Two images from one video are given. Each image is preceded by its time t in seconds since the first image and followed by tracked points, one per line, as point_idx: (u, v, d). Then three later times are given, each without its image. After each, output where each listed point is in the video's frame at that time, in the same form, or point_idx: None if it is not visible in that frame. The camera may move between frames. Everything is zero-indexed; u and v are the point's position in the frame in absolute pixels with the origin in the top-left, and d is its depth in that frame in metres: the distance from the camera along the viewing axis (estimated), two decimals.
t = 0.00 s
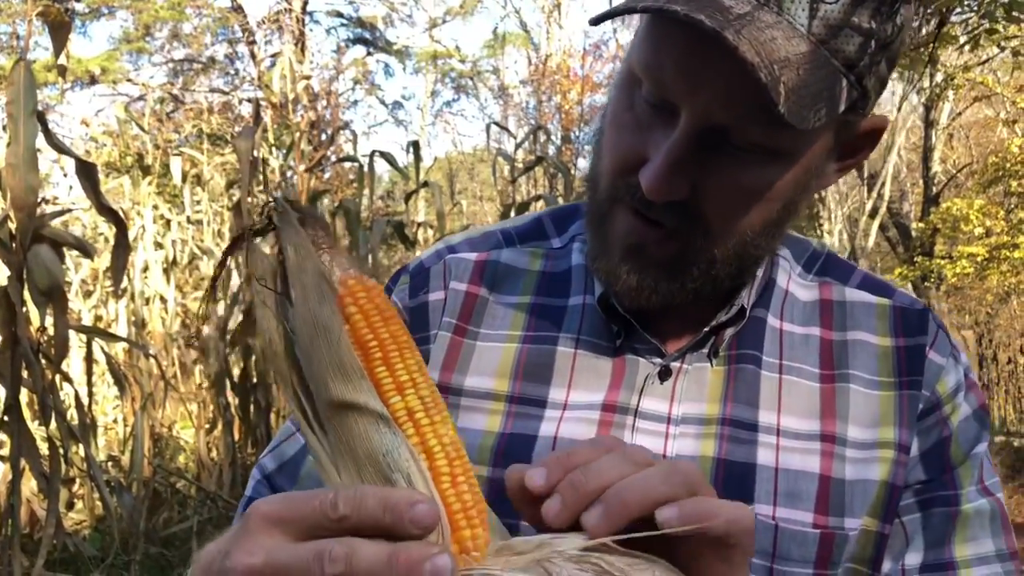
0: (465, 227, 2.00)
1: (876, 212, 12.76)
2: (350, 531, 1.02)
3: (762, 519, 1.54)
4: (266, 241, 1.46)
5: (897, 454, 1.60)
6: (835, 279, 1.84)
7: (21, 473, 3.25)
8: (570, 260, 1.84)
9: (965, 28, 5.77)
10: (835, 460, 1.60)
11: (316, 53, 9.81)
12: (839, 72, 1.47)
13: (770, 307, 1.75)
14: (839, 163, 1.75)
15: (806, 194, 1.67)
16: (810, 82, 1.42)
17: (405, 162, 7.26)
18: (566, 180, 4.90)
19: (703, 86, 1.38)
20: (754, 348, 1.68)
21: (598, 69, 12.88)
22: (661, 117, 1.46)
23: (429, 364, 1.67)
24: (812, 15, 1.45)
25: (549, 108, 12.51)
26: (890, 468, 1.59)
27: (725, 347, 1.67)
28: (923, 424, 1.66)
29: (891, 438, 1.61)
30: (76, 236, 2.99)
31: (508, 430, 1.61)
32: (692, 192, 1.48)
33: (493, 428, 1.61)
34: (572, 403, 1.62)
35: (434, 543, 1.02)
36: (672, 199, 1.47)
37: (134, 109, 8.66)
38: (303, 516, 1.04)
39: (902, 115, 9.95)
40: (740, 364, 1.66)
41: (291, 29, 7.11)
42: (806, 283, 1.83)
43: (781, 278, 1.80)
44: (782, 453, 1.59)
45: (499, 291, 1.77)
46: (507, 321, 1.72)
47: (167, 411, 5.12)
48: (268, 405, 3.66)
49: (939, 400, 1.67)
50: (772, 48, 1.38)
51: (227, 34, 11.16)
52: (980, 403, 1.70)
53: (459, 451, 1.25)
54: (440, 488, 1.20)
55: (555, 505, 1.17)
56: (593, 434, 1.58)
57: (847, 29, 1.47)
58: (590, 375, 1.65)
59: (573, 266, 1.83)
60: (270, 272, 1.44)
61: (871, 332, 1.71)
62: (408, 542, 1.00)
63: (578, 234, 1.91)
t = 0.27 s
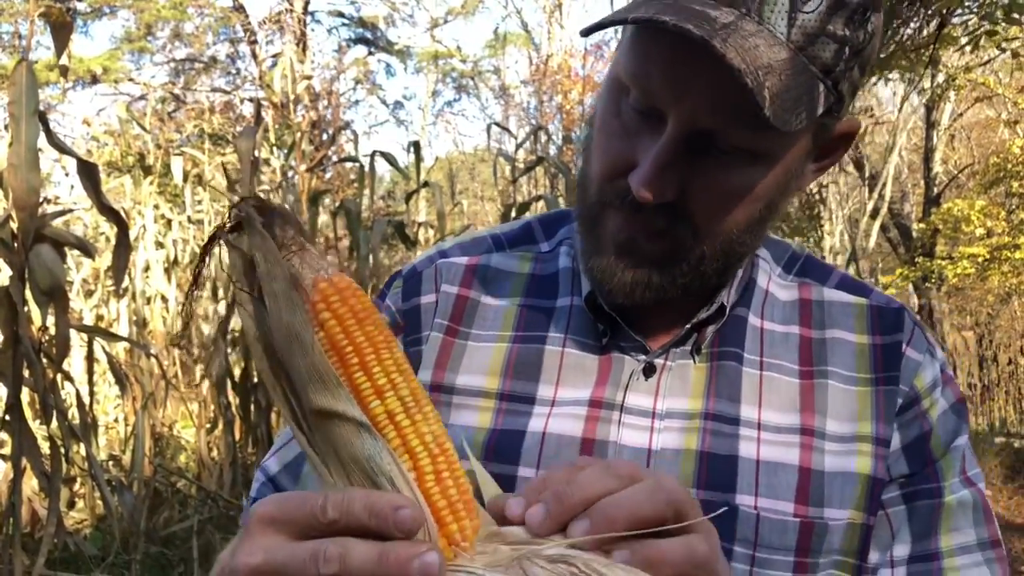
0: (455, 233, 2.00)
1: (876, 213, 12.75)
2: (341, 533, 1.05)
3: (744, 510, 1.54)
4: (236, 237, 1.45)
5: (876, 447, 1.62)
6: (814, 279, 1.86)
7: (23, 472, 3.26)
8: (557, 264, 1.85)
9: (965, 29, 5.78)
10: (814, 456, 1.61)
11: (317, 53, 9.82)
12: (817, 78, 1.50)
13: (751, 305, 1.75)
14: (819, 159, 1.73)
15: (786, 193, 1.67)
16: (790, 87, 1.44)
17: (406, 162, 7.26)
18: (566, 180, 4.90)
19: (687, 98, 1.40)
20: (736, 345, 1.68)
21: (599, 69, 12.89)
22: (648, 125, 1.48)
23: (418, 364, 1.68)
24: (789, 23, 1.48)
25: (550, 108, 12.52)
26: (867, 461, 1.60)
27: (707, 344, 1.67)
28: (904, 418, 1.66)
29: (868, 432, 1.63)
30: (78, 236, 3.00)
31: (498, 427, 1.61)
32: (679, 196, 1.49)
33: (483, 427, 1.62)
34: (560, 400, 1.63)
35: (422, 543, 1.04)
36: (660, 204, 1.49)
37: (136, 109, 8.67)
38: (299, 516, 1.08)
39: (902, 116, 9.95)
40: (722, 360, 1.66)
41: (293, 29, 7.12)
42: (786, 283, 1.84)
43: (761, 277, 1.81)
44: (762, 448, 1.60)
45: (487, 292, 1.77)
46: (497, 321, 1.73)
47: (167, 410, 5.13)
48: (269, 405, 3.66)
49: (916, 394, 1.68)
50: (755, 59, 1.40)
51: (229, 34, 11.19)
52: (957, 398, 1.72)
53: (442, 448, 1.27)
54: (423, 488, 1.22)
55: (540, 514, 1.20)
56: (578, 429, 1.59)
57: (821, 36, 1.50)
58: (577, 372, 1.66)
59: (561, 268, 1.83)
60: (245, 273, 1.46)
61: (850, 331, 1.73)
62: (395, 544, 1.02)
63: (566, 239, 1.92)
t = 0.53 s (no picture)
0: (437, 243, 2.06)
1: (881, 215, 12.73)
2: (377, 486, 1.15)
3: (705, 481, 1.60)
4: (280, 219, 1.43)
5: (824, 419, 1.66)
6: (765, 271, 1.92)
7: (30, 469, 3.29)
8: (530, 266, 1.89)
9: (970, 31, 5.77)
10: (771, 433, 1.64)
11: (322, 53, 9.83)
12: (775, 71, 1.57)
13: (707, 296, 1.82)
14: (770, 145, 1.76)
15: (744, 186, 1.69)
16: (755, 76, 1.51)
17: (411, 162, 7.29)
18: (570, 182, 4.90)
19: (653, 96, 1.50)
20: (694, 332, 1.75)
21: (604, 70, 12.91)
22: (622, 127, 1.54)
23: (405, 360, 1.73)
24: (748, 17, 1.55)
25: (554, 109, 12.54)
26: (818, 431, 1.65)
27: (667, 332, 1.74)
28: (851, 394, 1.70)
29: (816, 406, 1.67)
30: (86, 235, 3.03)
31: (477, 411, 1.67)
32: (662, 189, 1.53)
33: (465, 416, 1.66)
34: (535, 386, 1.68)
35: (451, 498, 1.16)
36: (645, 198, 1.52)
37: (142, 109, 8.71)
38: (341, 470, 1.18)
39: (907, 118, 9.92)
40: (682, 345, 1.73)
41: (299, 30, 7.15)
42: (739, 276, 1.90)
43: (715, 271, 1.88)
44: (721, 425, 1.65)
45: (466, 292, 1.81)
46: (476, 317, 1.78)
47: (173, 409, 5.16)
48: (274, 404, 3.68)
49: (862, 369, 1.72)
50: (716, 52, 1.48)
51: (235, 34, 11.23)
52: (900, 374, 1.76)
53: (467, 415, 1.30)
54: (453, 450, 1.27)
55: (556, 475, 1.22)
56: (553, 411, 1.65)
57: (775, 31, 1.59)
58: (551, 359, 1.71)
59: (536, 267, 1.88)
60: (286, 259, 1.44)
61: (799, 314, 1.78)
62: (428, 497, 1.14)
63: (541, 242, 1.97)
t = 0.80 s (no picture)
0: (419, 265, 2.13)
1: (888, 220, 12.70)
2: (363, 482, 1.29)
3: (641, 446, 1.63)
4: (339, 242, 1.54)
5: (749, 392, 1.66)
6: (700, 267, 1.93)
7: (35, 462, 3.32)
8: (495, 273, 1.93)
9: (979, 37, 5.75)
10: (704, 408, 1.66)
11: (330, 51, 9.85)
12: (681, 66, 1.67)
13: (646, 288, 1.84)
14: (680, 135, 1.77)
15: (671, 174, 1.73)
16: (670, 71, 1.63)
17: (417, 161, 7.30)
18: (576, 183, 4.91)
19: (589, 103, 1.60)
20: (634, 320, 1.78)
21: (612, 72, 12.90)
22: (566, 136, 1.62)
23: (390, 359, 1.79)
24: (659, 24, 1.68)
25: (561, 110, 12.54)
26: (742, 404, 1.65)
27: (611, 319, 1.77)
28: (777, 370, 1.70)
29: (740, 383, 1.68)
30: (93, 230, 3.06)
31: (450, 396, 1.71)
32: (614, 179, 1.59)
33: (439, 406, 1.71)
34: (498, 371, 1.73)
35: (417, 509, 1.29)
36: (597, 193, 1.59)
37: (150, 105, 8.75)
38: (335, 463, 1.32)
39: (914, 122, 9.91)
40: (625, 331, 1.77)
41: (307, 28, 7.16)
42: (677, 272, 1.92)
43: (646, 262, 1.88)
44: (659, 401, 1.67)
45: (444, 298, 1.88)
46: (448, 318, 1.84)
47: (177, 404, 5.19)
48: (277, 401, 3.68)
49: (784, 342, 1.71)
50: (634, 55, 1.61)
51: (243, 32, 11.25)
52: (825, 350, 1.75)
53: (445, 448, 1.34)
54: (422, 469, 1.34)
55: (556, 504, 1.24)
56: (513, 393, 1.69)
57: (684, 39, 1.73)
58: (513, 349, 1.75)
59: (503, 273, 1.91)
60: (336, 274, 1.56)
61: (726, 299, 1.80)
62: (395, 505, 1.28)
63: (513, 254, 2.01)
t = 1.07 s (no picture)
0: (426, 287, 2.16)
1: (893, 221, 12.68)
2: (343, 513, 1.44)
3: (596, 418, 1.61)
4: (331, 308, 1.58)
5: (687, 351, 1.63)
6: (650, 253, 1.87)
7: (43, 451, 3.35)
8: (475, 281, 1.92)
9: (987, 38, 5.75)
10: (648, 371, 1.64)
11: (338, 47, 9.87)
12: (585, 78, 1.67)
13: (596, 274, 1.79)
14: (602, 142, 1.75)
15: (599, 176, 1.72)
16: (569, 87, 1.61)
17: (423, 158, 7.32)
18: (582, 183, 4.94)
19: (508, 126, 1.63)
20: (589, 300, 1.75)
21: (619, 70, 12.91)
22: (495, 158, 1.65)
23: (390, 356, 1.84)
24: (563, 46, 1.68)
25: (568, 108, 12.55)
26: (679, 360, 1.63)
27: (569, 303, 1.75)
28: (714, 333, 1.63)
29: (676, 342, 1.65)
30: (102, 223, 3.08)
31: (443, 381, 1.74)
32: (544, 188, 1.62)
33: (426, 393, 1.74)
34: (477, 354, 1.75)
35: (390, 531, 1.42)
36: (530, 199, 1.62)
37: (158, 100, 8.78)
38: (330, 482, 1.48)
39: (920, 123, 9.89)
40: (582, 314, 1.74)
41: (315, 24, 7.19)
42: (626, 260, 1.86)
43: (594, 247, 1.84)
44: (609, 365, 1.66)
45: (431, 305, 1.90)
46: (435, 319, 1.86)
47: (183, 397, 5.22)
48: (283, 395, 3.69)
49: (721, 300, 1.66)
50: (534, 79, 1.61)
51: (252, 27, 11.29)
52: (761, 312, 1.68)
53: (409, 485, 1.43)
54: (389, 504, 1.43)
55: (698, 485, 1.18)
56: (486, 373, 1.71)
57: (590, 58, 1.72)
58: (485, 336, 1.77)
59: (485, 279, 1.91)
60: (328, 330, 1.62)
61: (667, 273, 1.75)
62: (371, 527, 1.42)
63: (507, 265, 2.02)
